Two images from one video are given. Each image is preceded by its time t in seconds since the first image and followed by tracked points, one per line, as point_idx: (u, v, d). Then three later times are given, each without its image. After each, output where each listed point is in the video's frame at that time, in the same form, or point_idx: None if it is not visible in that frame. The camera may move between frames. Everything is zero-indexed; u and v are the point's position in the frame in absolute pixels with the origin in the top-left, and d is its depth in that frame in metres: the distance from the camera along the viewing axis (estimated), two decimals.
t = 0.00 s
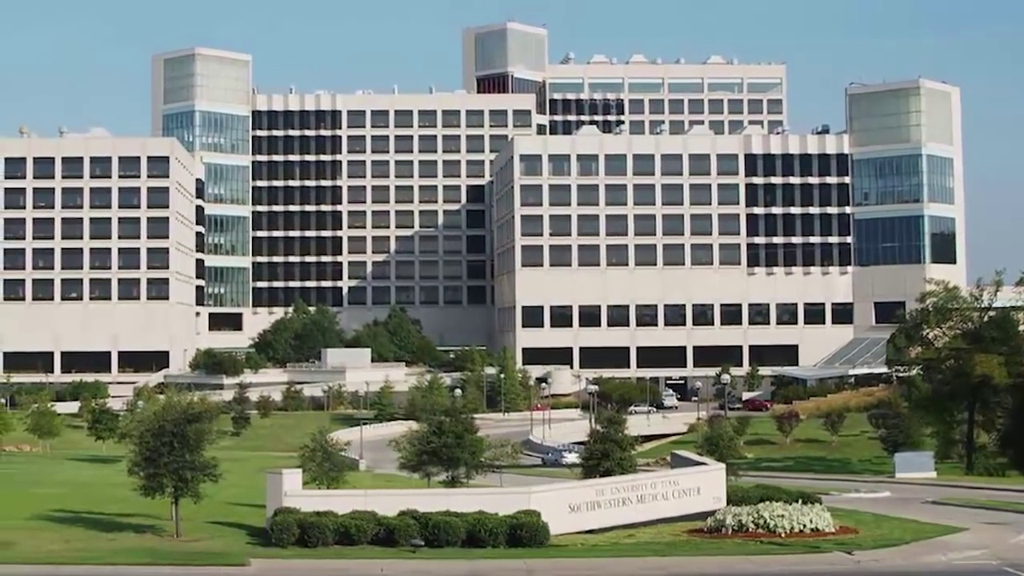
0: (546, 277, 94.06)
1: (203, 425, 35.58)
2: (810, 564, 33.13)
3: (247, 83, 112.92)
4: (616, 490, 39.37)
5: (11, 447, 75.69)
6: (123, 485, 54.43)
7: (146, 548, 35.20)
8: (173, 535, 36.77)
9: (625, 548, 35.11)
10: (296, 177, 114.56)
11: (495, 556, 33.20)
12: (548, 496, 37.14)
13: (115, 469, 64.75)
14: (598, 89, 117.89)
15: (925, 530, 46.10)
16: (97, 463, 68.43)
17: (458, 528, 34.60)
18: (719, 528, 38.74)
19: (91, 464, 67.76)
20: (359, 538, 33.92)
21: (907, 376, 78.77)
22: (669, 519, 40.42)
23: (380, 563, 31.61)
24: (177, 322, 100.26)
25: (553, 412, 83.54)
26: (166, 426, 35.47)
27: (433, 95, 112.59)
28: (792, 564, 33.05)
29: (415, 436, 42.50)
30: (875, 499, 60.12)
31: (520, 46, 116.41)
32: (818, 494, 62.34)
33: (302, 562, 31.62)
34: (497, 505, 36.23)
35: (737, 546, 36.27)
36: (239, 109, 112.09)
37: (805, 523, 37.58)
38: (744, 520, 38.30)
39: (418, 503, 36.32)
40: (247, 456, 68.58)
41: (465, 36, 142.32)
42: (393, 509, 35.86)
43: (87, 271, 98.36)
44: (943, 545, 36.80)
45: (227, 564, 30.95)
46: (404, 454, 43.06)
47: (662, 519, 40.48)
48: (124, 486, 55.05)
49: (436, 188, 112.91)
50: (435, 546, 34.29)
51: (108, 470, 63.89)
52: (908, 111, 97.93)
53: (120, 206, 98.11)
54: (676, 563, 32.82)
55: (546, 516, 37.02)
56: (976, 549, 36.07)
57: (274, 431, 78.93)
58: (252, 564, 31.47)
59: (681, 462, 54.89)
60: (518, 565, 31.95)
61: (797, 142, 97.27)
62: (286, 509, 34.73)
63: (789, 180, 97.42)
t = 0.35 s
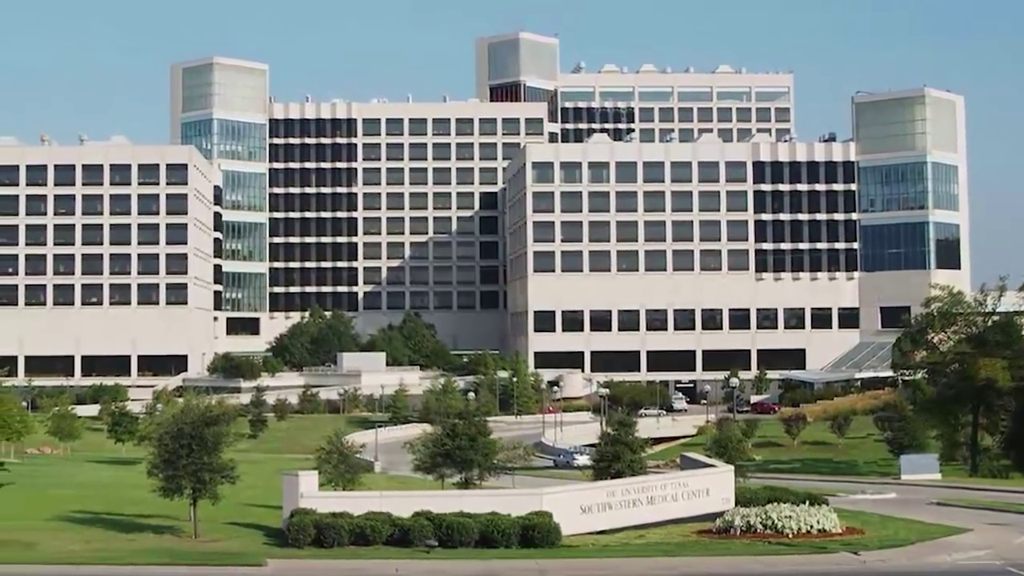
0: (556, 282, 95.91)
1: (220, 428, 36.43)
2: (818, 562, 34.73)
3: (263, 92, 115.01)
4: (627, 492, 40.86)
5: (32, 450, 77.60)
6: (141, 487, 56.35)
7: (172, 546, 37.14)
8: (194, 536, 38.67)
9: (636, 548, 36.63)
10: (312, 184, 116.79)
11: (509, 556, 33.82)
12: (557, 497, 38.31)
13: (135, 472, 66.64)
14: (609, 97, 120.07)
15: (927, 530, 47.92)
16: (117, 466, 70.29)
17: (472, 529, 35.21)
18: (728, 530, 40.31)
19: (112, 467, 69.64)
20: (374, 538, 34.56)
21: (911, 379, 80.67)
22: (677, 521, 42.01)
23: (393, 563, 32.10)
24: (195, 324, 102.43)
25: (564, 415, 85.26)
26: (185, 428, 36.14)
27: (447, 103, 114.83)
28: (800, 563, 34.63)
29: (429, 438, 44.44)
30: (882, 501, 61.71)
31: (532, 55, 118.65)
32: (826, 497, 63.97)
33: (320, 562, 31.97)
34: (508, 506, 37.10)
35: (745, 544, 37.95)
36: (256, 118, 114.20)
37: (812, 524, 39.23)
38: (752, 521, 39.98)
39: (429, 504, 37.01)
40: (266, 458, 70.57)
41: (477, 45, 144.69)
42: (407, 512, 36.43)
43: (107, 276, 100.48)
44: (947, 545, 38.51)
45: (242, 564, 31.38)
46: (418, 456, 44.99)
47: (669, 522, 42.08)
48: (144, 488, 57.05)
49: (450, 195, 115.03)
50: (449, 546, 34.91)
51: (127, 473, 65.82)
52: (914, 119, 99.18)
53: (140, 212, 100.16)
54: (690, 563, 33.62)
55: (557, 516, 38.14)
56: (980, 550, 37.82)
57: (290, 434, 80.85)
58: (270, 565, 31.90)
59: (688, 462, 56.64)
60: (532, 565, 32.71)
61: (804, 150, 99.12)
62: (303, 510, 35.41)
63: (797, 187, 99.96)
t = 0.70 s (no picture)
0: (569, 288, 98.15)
1: (240, 431, 38.02)
2: (825, 563, 36.76)
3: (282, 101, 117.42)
4: (638, 494, 43.10)
5: (56, 452, 80.12)
6: (162, 490, 58.53)
7: (196, 544, 39.56)
8: (210, 536, 40.67)
9: (646, 548, 38.69)
10: (329, 192, 119.24)
11: (525, 556, 36.02)
12: (568, 499, 40.71)
13: (156, 474, 68.91)
14: (620, 107, 122.57)
15: (930, 530, 50.13)
16: (139, 468, 72.64)
17: (487, 529, 37.41)
18: (736, 531, 42.45)
19: (136, 469, 71.94)
20: (389, 538, 36.84)
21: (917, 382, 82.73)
22: (687, 522, 44.20)
23: (410, 563, 34.10)
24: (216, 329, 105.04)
25: (576, 418, 87.44)
26: (205, 431, 37.75)
27: (463, 113, 117.43)
28: (808, 563, 36.69)
29: (445, 441, 46.73)
30: (888, 502, 63.77)
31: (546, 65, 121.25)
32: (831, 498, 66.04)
33: (342, 563, 34.10)
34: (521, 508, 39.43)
35: (754, 543, 40.23)
36: (275, 127, 116.66)
37: (821, 525, 41.31)
38: (760, 523, 42.18)
39: (445, 506, 39.31)
40: (284, 460, 73.21)
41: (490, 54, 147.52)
42: (422, 512, 38.72)
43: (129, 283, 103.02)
44: (950, 545, 40.57)
45: (264, 565, 33.55)
46: (434, 458, 47.34)
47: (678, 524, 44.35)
48: (168, 490, 59.43)
49: (465, 203, 117.49)
50: (464, 547, 37.10)
51: (150, 475, 68.07)
52: (920, 127, 102.12)
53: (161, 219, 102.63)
54: (698, 564, 35.67)
55: (569, 517, 40.53)
56: (983, 550, 39.88)
57: (308, 437, 83.11)
58: (289, 564, 34.07)
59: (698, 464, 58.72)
60: (545, 564, 34.71)
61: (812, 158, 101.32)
62: (321, 511, 37.67)
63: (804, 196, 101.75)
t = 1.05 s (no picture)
0: (582, 294, 100.54)
1: (259, 434, 39.87)
2: (822, 557, 39.15)
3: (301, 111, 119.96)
4: (651, 496, 45.37)
5: (82, 454, 82.73)
6: (185, 490, 60.97)
7: (216, 542, 41.97)
8: (232, 535, 43.05)
9: (656, 548, 40.66)
10: (348, 200, 121.91)
11: (540, 556, 37.96)
12: (581, 501, 42.55)
13: (178, 476, 71.50)
14: (633, 117, 125.22)
15: (935, 531, 52.30)
16: (161, 470, 75.23)
17: (502, 531, 39.22)
18: (747, 531, 44.73)
19: (161, 471, 74.51)
20: (406, 540, 38.64)
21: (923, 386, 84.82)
22: (698, 522, 46.65)
23: (425, 563, 36.08)
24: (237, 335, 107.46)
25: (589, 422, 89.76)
26: (227, 434, 39.75)
27: (478, 123, 120.10)
28: (816, 563, 38.75)
29: (461, 442, 49.17)
30: (894, 504, 65.94)
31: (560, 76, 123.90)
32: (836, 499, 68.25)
33: (366, 563, 35.96)
34: (536, 509, 41.20)
35: (766, 543, 42.45)
36: (294, 136, 119.28)
37: (828, 526, 43.68)
38: (770, 523, 44.42)
39: (461, 507, 41.08)
40: (303, 463, 75.73)
41: (505, 64, 150.16)
42: (439, 514, 40.54)
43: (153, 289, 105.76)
44: (954, 547, 42.64)
45: (284, 564, 35.47)
46: (451, 460, 49.72)
47: (687, 523, 46.74)
48: (189, 490, 61.91)
49: (480, 211, 120.11)
50: (479, 547, 38.91)
51: (174, 477, 70.59)
52: (926, 137, 104.41)
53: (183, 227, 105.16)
54: (703, 560, 37.91)
55: (583, 517, 42.59)
56: (987, 551, 41.93)
57: (328, 440, 85.57)
58: (309, 564, 36.02)
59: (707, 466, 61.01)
60: (561, 564, 36.60)
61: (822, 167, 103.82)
62: (340, 511, 39.66)
63: (814, 204, 103.74)
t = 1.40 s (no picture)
0: (597, 300, 103.01)
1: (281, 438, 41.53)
2: (822, 555, 41.55)
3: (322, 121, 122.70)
4: (665, 497, 47.53)
5: (108, 457, 85.41)
6: (207, 492, 63.49)
7: (240, 541, 44.25)
8: (255, 535, 45.36)
9: (668, 548, 42.32)
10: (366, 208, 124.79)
11: (554, 556, 39.16)
12: (597, 503, 44.33)
13: (202, 478, 74.10)
14: (647, 127, 128.05)
15: (942, 533, 54.29)
16: (185, 472, 77.83)
17: (518, 533, 40.45)
18: (758, 531, 46.89)
19: (185, 473, 77.09)
20: (425, 540, 39.91)
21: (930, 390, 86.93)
22: (710, 522, 49.07)
23: (444, 563, 37.35)
24: (258, 339, 110.03)
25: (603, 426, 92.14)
26: (250, 437, 41.12)
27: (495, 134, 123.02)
28: (824, 563, 40.71)
29: (478, 446, 51.88)
30: (897, 506, 68.06)
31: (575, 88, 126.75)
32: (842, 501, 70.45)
33: (385, 563, 37.43)
34: (550, 512, 42.41)
35: (776, 543, 44.45)
36: (314, 145, 122.02)
37: (838, 527, 45.73)
38: (780, 525, 46.54)
39: (480, 509, 42.42)
40: (324, 466, 78.15)
41: (523, 74, 153.11)
42: (458, 515, 41.87)
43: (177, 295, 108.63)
44: (959, 548, 44.62)
45: (306, 564, 36.93)
46: (468, 463, 52.26)
47: (696, 522, 49.01)
48: (211, 493, 64.37)
49: (497, 219, 122.92)
50: (496, 547, 40.19)
51: (197, 479, 73.08)
52: (932, 147, 107.24)
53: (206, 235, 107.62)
54: (707, 555, 40.23)
55: (598, 518, 44.65)
56: (990, 552, 43.94)
57: (348, 443, 88.10)
58: (328, 563, 37.49)
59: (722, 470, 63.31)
60: (576, 565, 38.11)
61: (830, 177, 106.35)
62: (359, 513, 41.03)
63: (822, 212, 106.28)
